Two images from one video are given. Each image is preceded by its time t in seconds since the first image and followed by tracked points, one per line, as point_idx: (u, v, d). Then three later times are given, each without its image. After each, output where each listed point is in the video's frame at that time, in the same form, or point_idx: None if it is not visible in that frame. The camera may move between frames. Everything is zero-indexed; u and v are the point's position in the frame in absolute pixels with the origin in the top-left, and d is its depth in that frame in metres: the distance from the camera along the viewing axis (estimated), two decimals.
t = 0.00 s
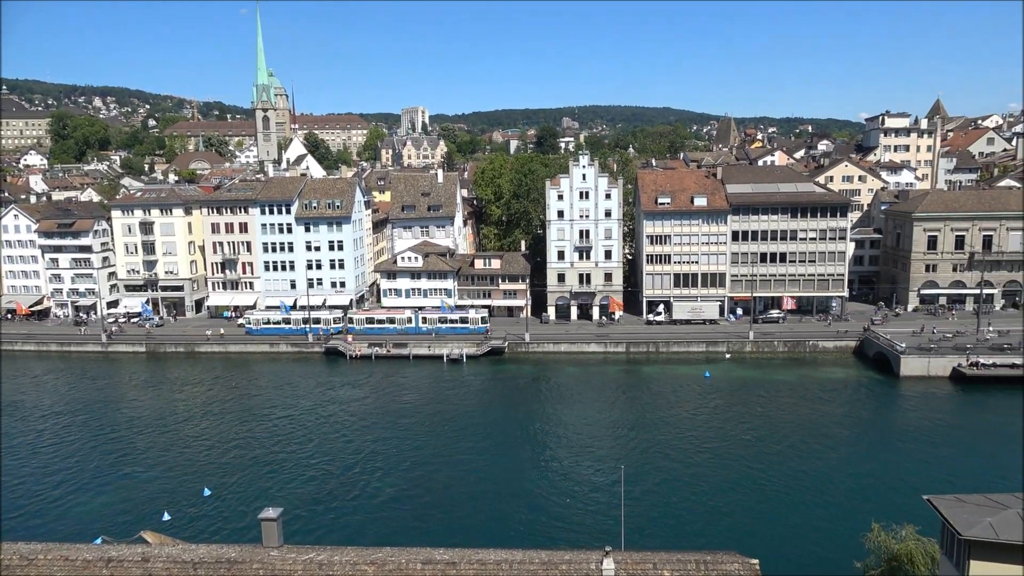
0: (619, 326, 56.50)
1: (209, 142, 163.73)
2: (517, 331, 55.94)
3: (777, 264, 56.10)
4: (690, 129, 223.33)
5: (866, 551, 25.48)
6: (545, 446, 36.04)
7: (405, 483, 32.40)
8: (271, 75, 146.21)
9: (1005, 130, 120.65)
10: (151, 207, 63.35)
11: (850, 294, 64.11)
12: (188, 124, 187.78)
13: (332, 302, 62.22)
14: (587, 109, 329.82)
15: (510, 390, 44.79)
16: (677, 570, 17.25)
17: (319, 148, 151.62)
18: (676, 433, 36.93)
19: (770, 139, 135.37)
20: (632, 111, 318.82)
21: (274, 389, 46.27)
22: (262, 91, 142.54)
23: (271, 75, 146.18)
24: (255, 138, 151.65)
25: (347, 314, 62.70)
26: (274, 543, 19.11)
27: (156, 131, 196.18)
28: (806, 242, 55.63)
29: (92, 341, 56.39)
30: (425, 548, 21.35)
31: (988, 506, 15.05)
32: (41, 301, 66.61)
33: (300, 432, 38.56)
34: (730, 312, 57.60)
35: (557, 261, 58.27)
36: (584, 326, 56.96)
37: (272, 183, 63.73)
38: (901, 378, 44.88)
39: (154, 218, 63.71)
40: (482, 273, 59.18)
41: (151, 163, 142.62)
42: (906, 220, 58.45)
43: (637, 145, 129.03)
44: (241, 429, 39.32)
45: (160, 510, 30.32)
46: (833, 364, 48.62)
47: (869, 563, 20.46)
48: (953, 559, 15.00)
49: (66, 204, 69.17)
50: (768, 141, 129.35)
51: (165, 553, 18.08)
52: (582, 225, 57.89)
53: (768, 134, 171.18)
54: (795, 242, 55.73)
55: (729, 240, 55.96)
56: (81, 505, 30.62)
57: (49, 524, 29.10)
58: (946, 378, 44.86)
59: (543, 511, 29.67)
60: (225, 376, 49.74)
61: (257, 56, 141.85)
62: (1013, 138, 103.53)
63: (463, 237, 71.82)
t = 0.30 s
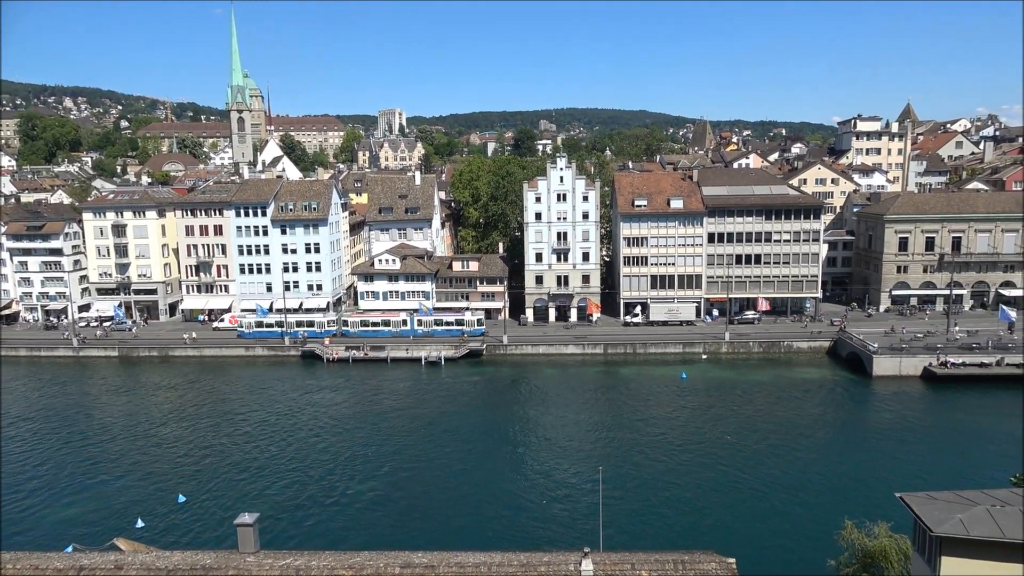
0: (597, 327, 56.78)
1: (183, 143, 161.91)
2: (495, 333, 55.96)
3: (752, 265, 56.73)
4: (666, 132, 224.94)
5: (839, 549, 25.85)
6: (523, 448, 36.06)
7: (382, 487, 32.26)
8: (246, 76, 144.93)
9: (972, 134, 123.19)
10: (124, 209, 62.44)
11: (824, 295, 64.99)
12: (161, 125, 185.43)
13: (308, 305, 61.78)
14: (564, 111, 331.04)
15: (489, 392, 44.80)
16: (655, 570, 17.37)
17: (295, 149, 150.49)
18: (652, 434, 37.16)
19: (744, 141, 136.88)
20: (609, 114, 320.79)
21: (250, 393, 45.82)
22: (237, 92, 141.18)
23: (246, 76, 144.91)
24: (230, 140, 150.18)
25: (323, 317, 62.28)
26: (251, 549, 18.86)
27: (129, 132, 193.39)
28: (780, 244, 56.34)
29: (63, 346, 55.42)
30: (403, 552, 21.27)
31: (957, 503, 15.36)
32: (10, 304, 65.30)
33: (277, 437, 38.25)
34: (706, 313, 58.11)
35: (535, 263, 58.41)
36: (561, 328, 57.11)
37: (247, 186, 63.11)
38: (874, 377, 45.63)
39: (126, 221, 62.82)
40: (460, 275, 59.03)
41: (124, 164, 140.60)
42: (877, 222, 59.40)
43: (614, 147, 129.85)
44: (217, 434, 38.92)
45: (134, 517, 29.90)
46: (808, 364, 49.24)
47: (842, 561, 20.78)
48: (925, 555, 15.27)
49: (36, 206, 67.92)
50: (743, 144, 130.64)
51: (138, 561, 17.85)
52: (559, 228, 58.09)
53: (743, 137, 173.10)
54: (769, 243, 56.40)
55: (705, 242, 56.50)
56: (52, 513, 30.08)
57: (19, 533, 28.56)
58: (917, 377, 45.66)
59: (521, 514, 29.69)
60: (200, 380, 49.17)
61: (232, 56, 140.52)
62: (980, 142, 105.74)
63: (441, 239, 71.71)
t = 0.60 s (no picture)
0: (575, 330, 56.95)
1: (157, 144, 159.93)
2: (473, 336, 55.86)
3: (728, 268, 57.24)
4: (643, 136, 226.29)
5: (814, 548, 26.14)
6: (501, 452, 35.99)
7: (360, 491, 32.02)
8: (221, 76, 143.52)
9: (942, 138, 125.55)
10: (95, 211, 61.44)
11: (799, 298, 65.83)
12: (133, 125, 182.86)
13: (284, 308, 61.21)
14: (542, 114, 332.15)
15: (467, 395, 44.72)
16: (633, 572, 17.41)
17: (271, 151, 149.17)
18: (630, 436, 37.30)
19: (720, 145, 138.22)
20: (587, 117, 322.47)
21: (225, 398, 45.28)
22: (212, 93, 139.60)
23: (221, 76, 143.49)
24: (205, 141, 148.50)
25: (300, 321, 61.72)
26: (225, 555, 18.52)
27: (101, 133, 190.45)
28: (755, 246, 56.91)
29: (33, 350, 54.37)
30: (380, 556, 21.11)
31: (930, 501, 15.58)
32: None
33: (252, 441, 37.83)
34: (683, 316, 58.54)
35: (513, 266, 58.42)
36: (539, 330, 57.15)
37: (221, 187, 62.41)
38: (847, 378, 46.24)
39: (98, 223, 61.81)
40: (438, 278, 58.82)
41: (96, 165, 138.41)
42: (850, 225, 60.26)
43: (591, 150, 130.51)
44: (190, 439, 38.39)
45: (105, 525, 29.38)
46: (783, 365, 49.77)
47: (816, 560, 21.02)
48: (898, 555, 15.46)
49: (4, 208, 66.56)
50: (719, 147, 131.90)
51: (109, 569, 17.50)
52: (537, 230, 58.16)
53: (719, 140, 174.82)
54: (744, 246, 56.94)
55: (682, 244, 56.90)
56: (20, 521, 29.46)
57: None
58: (890, 378, 46.37)
59: (499, 517, 29.67)
60: (173, 385, 48.50)
61: (207, 57, 139.07)
62: (949, 146, 107.85)
63: (419, 242, 71.45)
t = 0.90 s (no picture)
0: (554, 334, 57.07)
1: (131, 146, 157.96)
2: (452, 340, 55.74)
3: (704, 273, 57.72)
4: (621, 141, 227.77)
5: (788, 550, 26.43)
6: (480, 456, 35.94)
7: (337, 497, 31.79)
8: (197, 79, 142.19)
9: (913, 145, 127.90)
10: (67, 214, 60.43)
11: (775, 302, 66.40)
12: (107, 127, 180.29)
13: (261, 312, 60.65)
14: (521, 119, 333.08)
15: (445, 400, 44.58)
16: None
17: (247, 153, 147.89)
18: (609, 440, 37.43)
19: (697, 151, 139.51)
20: (565, 122, 323.86)
21: (200, 403, 44.73)
22: (188, 94, 138.11)
23: (197, 79, 142.17)
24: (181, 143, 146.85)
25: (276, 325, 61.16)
26: (199, 563, 18.26)
27: (74, 135, 187.43)
28: (731, 251, 57.46)
29: (2, 356, 53.27)
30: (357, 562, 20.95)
31: (902, 504, 15.79)
32: None
33: (227, 448, 37.41)
34: (661, 320, 58.94)
35: (492, 270, 58.42)
36: (518, 335, 57.19)
37: (197, 191, 61.76)
38: (822, 382, 46.80)
39: (70, 226, 60.80)
40: (417, 282, 58.70)
41: (68, 167, 136.27)
42: (825, 230, 61.06)
43: (570, 155, 131.10)
44: (163, 446, 37.82)
45: (76, 534, 28.84)
46: (759, 369, 50.27)
47: (791, 562, 21.24)
48: (871, 557, 15.65)
49: None
50: (696, 153, 133.06)
51: None
52: (516, 235, 58.23)
53: (696, 147, 176.51)
54: (721, 251, 57.45)
55: (660, 249, 57.27)
56: None
57: None
58: (863, 382, 47.02)
59: (477, 521, 29.63)
60: (147, 390, 47.81)
61: (183, 59, 137.74)
62: (921, 154, 109.74)
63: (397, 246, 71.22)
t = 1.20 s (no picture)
0: (532, 340, 57.07)
1: (103, 151, 155.72)
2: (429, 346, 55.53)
3: (680, 278, 58.15)
4: (598, 148, 228.98)
5: (764, 554, 26.62)
6: (456, 463, 35.78)
7: (313, 506, 31.45)
8: (171, 83, 140.77)
9: (884, 153, 130.18)
10: (36, 219, 59.22)
11: (749, 308, 66.82)
12: (77, 131, 177.48)
13: (236, 319, 59.97)
14: (499, 126, 333.60)
15: (422, 406, 44.37)
16: None
17: (222, 158, 146.46)
18: (584, 445, 37.45)
19: (673, 158, 140.74)
20: (543, 129, 325.09)
21: (173, 412, 44.06)
22: (161, 99, 136.52)
23: (170, 83, 140.76)
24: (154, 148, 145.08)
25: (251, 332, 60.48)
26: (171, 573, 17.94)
27: (43, 139, 184.22)
28: (707, 257, 57.98)
29: None
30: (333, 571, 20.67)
31: (875, 506, 15.98)
32: None
33: (200, 457, 36.86)
34: (638, 326, 59.24)
35: (469, 276, 58.34)
36: (496, 341, 57.14)
37: (170, 196, 60.98)
38: (796, 387, 47.31)
39: (39, 232, 59.52)
40: (394, 288, 58.43)
41: (37, 172, 133.87)
42: (798, 236, 61.85)
43: (547, 161, 131.55)
44: (134, 455, 37.17)
45: (43, 546, 28.19)
46: (735, 374, 50.70)
47: (767, 566, 21.39)
48: (846, 559, 15.79)
49: None
50: (671, 160, 134.23)
51: None
52: (494, 241, 58.22)
53: (672, 153, 178.09)
54: (697, 257, 57.93)
55: (636, 255, 57.61)
56: None
57: None
58: (836, 386, 47.62)
59: (454, 529, 29.47)
60: (119, 399, 46.98)
61: (156, 63, 136.25)
62: (891, 162, 111.77)
63: (374, 252, 70.82)
